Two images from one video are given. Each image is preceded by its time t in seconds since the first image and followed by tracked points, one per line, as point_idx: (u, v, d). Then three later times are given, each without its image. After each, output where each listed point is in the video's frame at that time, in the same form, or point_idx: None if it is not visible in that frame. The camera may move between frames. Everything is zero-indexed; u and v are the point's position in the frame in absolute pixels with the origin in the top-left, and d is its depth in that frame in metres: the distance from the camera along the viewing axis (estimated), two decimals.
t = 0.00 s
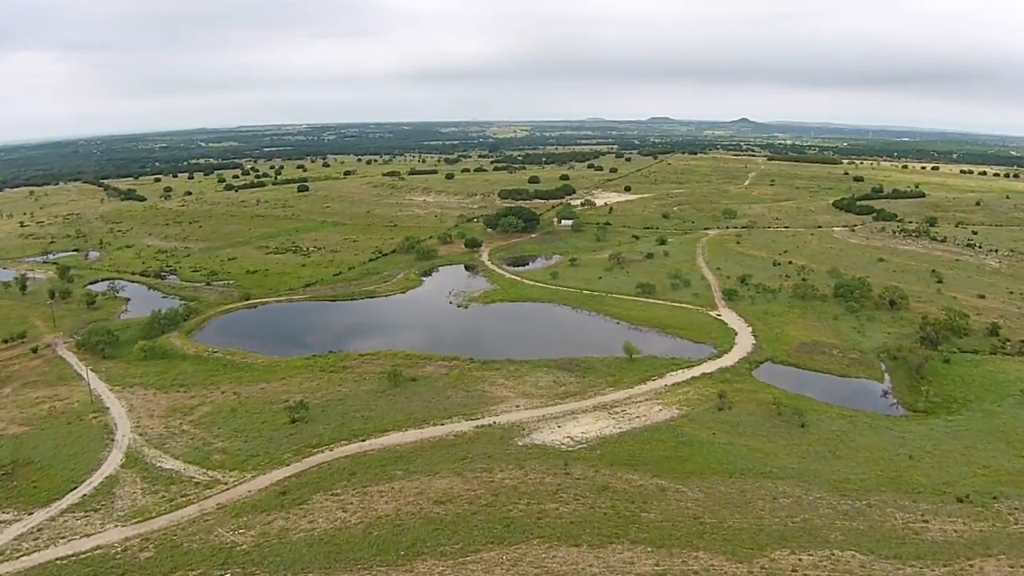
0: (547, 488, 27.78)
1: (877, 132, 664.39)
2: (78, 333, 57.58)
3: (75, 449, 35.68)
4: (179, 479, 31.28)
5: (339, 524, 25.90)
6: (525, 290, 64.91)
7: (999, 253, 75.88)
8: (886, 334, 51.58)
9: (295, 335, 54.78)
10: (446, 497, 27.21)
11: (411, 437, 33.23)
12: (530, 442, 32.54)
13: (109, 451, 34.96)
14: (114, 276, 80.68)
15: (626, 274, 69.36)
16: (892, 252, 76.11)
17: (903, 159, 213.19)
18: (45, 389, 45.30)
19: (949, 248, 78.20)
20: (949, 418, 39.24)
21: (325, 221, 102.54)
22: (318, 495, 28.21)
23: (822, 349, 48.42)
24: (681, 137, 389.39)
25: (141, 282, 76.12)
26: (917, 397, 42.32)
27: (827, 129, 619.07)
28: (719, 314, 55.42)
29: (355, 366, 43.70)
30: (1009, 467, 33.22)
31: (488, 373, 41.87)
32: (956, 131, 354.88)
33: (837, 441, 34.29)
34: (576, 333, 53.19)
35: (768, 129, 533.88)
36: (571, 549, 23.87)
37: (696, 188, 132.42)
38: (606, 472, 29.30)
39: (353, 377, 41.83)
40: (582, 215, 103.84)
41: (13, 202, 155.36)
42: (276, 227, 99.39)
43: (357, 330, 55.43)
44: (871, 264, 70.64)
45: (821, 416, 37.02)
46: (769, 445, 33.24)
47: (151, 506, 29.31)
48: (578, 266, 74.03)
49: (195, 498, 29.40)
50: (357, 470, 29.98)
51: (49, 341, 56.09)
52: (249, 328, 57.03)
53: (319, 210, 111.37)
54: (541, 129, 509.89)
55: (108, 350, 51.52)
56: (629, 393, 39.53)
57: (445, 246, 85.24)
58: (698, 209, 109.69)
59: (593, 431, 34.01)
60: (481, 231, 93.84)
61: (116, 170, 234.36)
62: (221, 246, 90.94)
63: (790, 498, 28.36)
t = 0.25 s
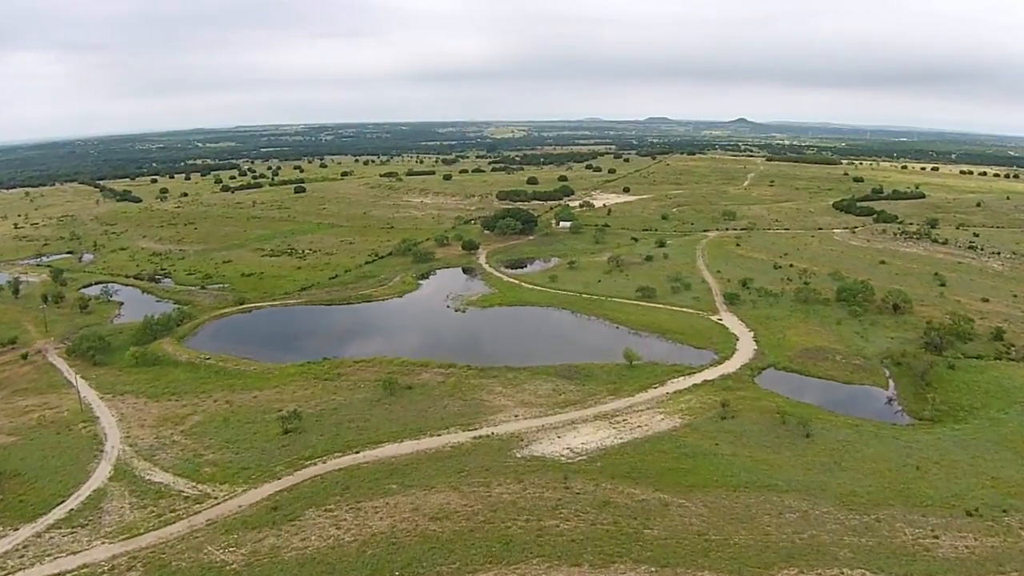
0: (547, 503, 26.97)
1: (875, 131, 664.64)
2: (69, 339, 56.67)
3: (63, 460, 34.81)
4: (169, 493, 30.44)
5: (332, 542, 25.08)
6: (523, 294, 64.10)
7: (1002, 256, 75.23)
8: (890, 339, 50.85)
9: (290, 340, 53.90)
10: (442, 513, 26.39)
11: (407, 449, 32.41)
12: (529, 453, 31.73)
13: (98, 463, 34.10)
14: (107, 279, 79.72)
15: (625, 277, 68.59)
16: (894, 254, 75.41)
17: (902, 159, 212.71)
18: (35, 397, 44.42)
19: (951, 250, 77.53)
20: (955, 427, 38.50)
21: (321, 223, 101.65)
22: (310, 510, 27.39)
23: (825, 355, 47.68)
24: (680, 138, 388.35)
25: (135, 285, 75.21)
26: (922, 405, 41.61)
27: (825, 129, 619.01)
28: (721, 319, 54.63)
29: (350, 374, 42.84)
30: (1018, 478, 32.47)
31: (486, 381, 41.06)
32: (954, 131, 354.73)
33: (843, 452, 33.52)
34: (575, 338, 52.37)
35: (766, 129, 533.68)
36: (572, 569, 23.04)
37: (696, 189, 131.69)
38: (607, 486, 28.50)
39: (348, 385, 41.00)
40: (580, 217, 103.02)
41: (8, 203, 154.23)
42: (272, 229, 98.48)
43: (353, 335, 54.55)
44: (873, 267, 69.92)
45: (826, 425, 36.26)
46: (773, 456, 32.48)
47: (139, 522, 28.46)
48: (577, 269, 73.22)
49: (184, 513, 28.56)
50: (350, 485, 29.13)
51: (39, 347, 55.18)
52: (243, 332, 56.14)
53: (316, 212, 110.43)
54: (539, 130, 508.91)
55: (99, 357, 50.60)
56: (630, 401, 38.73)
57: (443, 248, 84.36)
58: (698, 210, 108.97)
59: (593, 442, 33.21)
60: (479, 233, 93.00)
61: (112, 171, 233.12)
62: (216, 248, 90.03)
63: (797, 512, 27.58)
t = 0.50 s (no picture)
0: (548, 518, 26.25)
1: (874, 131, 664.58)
2: (64, 344, 55.94)
3: (53, 471, 34.05)
4: (161, 506, 29.69)
5: (326, 558, 24.38)
6: (523, 298, 63.35)
7: (1006, 258, 74.54)
8: (895, 344, 50.15)
9: (286, 345, 53.08)
10: (440, 528, 25.67)
11: (404, 459, 31.67)
12: (529, 464, 31.00)
13: (89, 474, 33.36)
14: (102, 282, 78.90)
15: (626, 280, 67.87)
16: (897, 257, 74.73)
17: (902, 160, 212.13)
18: (27, 404, 43.66)
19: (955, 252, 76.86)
20: (964, 435, 37.79)
21: (319, 225, 100.85)
22: (305, 525, 26.68)
23: (830, 360, 46.97)
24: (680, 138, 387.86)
25: (131, 288, 74.42)
26: (929, 412, 40.90)
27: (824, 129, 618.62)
28: (723, 324, 53.93)
29: (347, 380, 42.07)
30: None
31: (485, 388, 40.30)
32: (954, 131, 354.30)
33: (850, 462, 32.83)
34: (576, 342, 51.58)
35: (765, 129, 533.16)
36: None
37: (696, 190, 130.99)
38: (610, 499, 27.79)
39: (344, 393, 40.27)
40: (581, 219, 102.27)
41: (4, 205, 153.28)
42: (270, 231, 97.67)
43: (350, 339, 53.73)
44: (876, 270, 69.22)
45: (832, 434, 35.55)
46: (779, 467, 31.76)
47: (129, 536, 27.72)
48: (577, 272, 72.46)
49: (176, 527, 27.82)
50: (346, 497, 28.40)
51: (32, 352, 54.40)
52: (239, 337, 55.33)
53: (314, 213, 109.62)
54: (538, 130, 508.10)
55: (93, 362, 49.87)
56: (632, 409, 37.99)
57: (442, 251, 83.57)
58: (698, 212, 108.25)
59: (595, 452, 32.49)
60: (478, 235, 92.25)
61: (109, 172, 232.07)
62: (212, 251, 89.21)
63: (804, 526, 26.87)
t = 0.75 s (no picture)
0: (549, 535, 25.44)
1: (874, 131, 664.26)
2: (57, 349, 55.10)
3: (42, 482, 33.22)
4: (151, 521, 28.85)
5: None
6: (523, 301, 62.51)
7: (1012, 261, 73.73)
8: (902, 350, 49.34)
9: (283, 350, 52.25)
10: (438, 546, 24.86)
11: (401, 472, 30.84)
12: (530, 477, 30.18)
13: (78, 486, 32.52)
14: (98, 285, 78.02)
15: (628, 283, 67.03)
16: (901, 260, 73.92)
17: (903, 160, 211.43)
18: (18, 412, 42.82)
19: (960, 255, 76.06)
20: (974, 444, 36.96)
21: (317, 227, 100.00)
22: (299, 542, 25.87)
23: (836, 367, 46.14)
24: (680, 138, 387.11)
25: (126, 291, 73.58)
26: (937, 421, 40.09)
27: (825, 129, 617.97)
28: (726, 329, 53.09)
29: (343, 389, 41.23)
30: None
31: (485, 396, 39.48)
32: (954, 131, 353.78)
33: (859, 474, 32.01)
34: (577, 347, 50.72)
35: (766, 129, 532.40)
36: None
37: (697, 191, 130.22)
38: (613, 515, 26.97)
39: (341, 401, 39.45)
40: (581, 220, 101.44)
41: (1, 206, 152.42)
42: (268, 233, 96.83)
43: (347, 344, 52.88)
44: (881, 273, 68.42)
45: (840, 445, 34.74)
46: (787, 480, 30.95)
47: (118, 552, 26.89)
48: (578, 275, 71.62)
49: (166, 544, 26.99)
50: (342, 513, 27.57)
51: (25, 357, 53.53)
52: (235, 342, 54.51)
53: (313, 215, 108.75)
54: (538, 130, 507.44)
55: (86, 369, 49.03)
56: (635, 418, 37.16)
57: (441, 253, 82.73)
58: (700, 213, 107.44)
59: (597, 464, 31.69)
60: (478, 237, 91.41)
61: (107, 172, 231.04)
62: (210, 253, 88.36)
63: (814, 543, 26.05)
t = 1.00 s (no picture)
0: (551, 551, 24.72)
1: (874, 131, 663.77)
2: (52, 354, 54.38)
3: (32, 493, 32.50)
4: (143, 534, 28.16)
5: None
6: (524, 305, 61.84)
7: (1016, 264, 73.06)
8: (907, 356, 48.64)
9: (279, 354, 51.50)
10: (436, 563, 24.16)
11: (399, 484, 30.13)
12: (531, 489, 29.49)
13: (69, 497, 31.80)
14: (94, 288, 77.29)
15: (629, 287, 66.35)
16: (905, 263, 73.23)
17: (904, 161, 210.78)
18: (10, 419, 42.12)
19: (964, 258, 75.36)
20: (983, 453, 36.25)
21: (316, 229, 99.30)
22: (293, 558, 25.17)
23: (841, 373, 45.43)
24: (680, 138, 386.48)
25: (123, 294, 72.88)
26: (945, 429, 39.37)
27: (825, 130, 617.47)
28: (730, 334, 52.38)
29: (341, 396, 40.51)
30: None
31: (485, 404, 38.76)
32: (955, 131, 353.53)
33: (867, 485, 31.30)
34: (579, 352, 49.96)
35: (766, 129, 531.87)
36: None
37: (698, 192, 129.60)
38: (617, 530, 26.25)
39: (337, 409, 38.76)
40: (582, 222, 100.80)
41: None
42: (266, 235, 96.14)
43: (345, 348, 52.12)
44: (885, 277, 67.75)
45: (847, 455, 34.04)
46: (794, 491, 30.21)
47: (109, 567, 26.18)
48: (579, 278, 70.93)
49: (158, 558, 26.28)
50: (338, 527, 26.84)
51: (19, 363, 52.82)
52: (231, 346, 53.77)
53: (312, 216, 108.07)
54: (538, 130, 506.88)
55: (81, 375, 48.31)
56: (638, 427, 36.43)
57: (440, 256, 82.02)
58: (701, 215, 106.78)
59: (599, 475, 30.98)
60: (477, 239, 90.76)
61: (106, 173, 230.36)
62: (207, 255, 87.68)
63: (822, 559, 25.34)
